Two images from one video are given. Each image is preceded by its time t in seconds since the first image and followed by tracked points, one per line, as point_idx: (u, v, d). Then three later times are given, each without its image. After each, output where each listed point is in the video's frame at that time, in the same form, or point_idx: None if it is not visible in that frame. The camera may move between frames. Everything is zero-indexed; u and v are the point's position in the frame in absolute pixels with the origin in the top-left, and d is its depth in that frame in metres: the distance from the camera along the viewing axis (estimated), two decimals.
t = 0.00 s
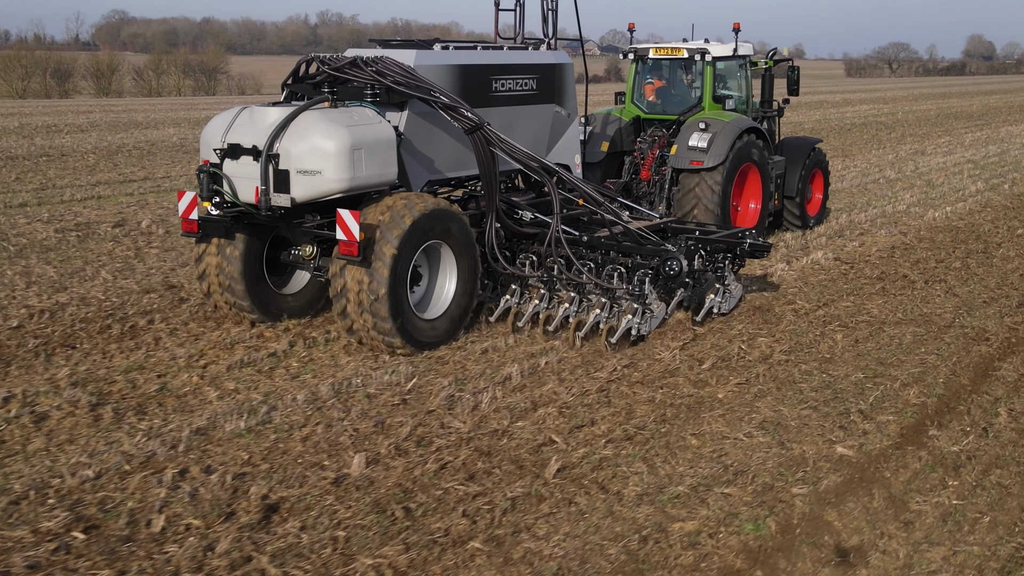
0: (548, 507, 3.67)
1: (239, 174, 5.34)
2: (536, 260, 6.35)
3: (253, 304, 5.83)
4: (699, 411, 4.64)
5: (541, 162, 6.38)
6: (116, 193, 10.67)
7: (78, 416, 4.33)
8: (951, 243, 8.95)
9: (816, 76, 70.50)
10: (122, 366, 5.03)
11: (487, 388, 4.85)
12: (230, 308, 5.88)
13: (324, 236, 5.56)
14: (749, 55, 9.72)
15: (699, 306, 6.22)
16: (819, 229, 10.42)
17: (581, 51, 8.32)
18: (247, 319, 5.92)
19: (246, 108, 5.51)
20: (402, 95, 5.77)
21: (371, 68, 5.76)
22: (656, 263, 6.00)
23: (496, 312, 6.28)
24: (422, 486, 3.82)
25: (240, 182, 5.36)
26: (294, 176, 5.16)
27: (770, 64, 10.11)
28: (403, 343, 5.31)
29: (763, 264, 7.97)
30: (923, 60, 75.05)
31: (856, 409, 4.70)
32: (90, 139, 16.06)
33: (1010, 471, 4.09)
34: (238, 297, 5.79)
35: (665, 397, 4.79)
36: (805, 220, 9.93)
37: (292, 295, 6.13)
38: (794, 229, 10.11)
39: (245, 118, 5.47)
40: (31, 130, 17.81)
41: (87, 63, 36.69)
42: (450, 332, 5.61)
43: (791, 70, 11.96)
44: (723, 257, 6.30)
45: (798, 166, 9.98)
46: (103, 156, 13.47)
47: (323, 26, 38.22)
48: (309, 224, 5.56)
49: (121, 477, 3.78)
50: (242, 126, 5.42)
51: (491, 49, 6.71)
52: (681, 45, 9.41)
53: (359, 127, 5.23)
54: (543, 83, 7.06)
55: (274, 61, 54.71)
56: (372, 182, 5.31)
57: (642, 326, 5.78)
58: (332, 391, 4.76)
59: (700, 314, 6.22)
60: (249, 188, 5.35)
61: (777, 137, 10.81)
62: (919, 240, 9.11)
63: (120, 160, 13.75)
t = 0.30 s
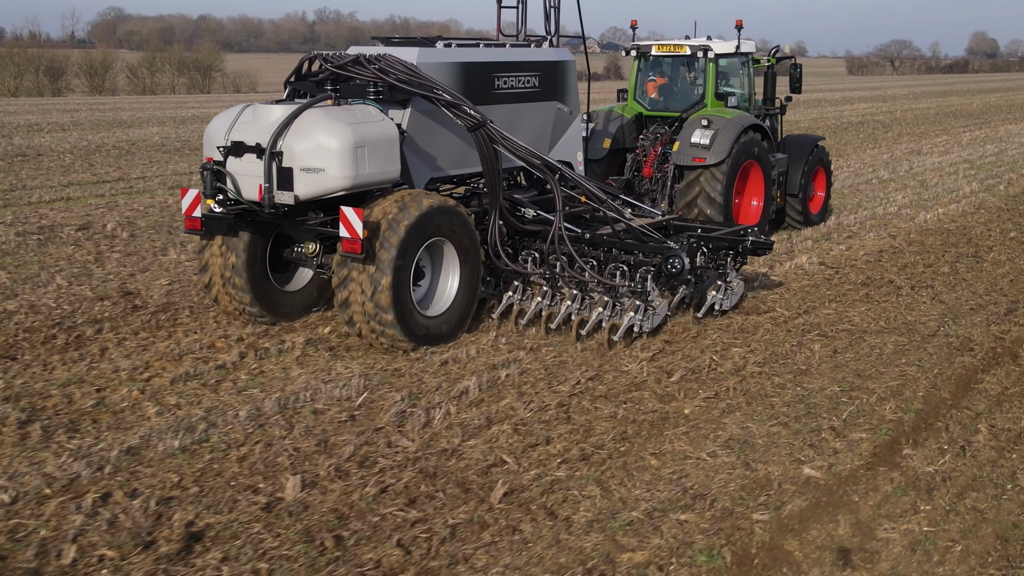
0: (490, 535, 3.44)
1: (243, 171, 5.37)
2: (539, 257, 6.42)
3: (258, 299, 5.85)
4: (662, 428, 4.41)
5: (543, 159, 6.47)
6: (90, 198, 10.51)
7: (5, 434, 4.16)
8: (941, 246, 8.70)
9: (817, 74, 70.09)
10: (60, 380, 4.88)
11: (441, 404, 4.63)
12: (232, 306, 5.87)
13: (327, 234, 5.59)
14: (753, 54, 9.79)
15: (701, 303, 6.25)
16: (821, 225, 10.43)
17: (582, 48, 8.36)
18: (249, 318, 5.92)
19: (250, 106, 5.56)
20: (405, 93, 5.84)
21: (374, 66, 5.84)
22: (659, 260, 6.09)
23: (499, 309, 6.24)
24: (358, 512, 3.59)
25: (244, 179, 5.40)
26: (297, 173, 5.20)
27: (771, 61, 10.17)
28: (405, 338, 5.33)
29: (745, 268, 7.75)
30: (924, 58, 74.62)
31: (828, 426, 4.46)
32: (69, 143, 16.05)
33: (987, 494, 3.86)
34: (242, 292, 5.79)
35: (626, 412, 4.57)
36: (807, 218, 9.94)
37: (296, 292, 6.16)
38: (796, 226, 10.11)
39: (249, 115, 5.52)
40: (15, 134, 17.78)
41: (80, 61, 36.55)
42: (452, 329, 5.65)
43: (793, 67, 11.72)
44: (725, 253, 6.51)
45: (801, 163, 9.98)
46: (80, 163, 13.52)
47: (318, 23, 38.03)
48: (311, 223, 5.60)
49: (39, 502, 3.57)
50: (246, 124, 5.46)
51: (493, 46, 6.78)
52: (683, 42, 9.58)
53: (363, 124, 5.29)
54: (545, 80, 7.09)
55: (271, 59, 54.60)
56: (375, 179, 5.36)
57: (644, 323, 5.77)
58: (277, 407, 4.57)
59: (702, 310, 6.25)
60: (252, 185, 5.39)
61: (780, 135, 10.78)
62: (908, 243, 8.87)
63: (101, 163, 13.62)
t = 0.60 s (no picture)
0: (440, 558, 3.29)
1: (248, 170, 5.47)
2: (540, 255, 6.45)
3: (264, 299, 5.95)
4: (629, 441, 4.25)
5: (546, 159, 6.49)
6: (68, 200, 10.35)
7: None
8: (929, 249, 8.54)
9: (816, 74, 69.89)
10: (12, 390, 4.72)
11: (403, 415, 4.48)
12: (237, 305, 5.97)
13: (331, 232, 5.66)
14: (753, 54, 9.86)
15: (702, 302, 6.32)
16: (820, 225, 10.48)
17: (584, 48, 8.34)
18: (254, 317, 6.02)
19: (254, 106, 5.66)
20: (408, 92, 5.87)
21: (377, 66, 5.87)
22: (659, 259, 6.15)
23: (501, 306, 6.30)
24: (305, 533, 3.44)
25: (249, 178, 5.50)
26: (302, 171, 5.30)
27: (771, 61, 10.16)
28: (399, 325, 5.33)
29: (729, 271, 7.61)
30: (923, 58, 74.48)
31: (802, 439, 4.30)
32: (59, 145, 15.85)
33: (963, 512, 3.71)
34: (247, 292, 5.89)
35: (594, 424, 4.42)
36: (807, 217, 9.99)
37: (301, 289, 6.28)
38: (796, 226, 10.17)
39: (254, 115, 5.62)
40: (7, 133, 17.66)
41: (76, 61, 36.42)
42: (447, 328, 5.64)
43: (793, 67, 11.57)
44: (726, 253, 6.48)
45: (800, 163, 10.05)
46: (64, 164, 13.37)
47: (316, 23, 37.86)
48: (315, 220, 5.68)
49: None
50: (250, 123, 5.56)
51: (495, 47, 6.82)
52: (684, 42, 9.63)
53: (366, 123, 5.38)
54: (546, 80, 7.13)
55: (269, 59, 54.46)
56: (378, 178, 5.46)
57: (645, 320, 5.86)
58: (232, 419, 4.41)
59: (702, 309, 6.32)
60: (257, 183, 5.49)
61: (779, 136, 10.74)
62: (897, 246, 8.72)
63: (86, 164, 13.47)
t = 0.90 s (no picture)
0: (413, 571, 3.22)
1: (250, 169, 5.47)
2: (541, 255, 6.44)
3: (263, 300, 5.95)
4: (612, 449, 4.18)
5: (547, 159, 6.48)
6: (57, 201, 10.27)
7: None
8: (924, 251, 8.47)
9: (815, 74, 69.81)
10: None
11: (383, 422, 4.41)
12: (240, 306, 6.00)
13: (333, 231, 5.70)
14: (754, 55, 9.81)
15: (702, 301, 6.32)
16: (820, 224, 10.45)
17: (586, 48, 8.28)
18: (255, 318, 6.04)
19: (256, 105, 5.65)
20: (410, 92, 5.88)
21: (379, 66, 5.87)
22: (660, 258, 6.13)
23: (502, 306, 6.28)
24: (277, 544, 3.37)
25: (251, 177, 5.49)
26: (304, 171, 5.31)
27: (771, 61, 10.07)
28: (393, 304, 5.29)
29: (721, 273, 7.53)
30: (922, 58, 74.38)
31: (787, 447, 4.23)
32: (53, 146, 15.79)
33: (949, 523, 3.63)
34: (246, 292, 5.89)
35: (577, 431, 4.35)
36: (806, 217, 9.96)
37: (303, 288, 6.27)
38: (795, 225, 10.14)
39: (256, 114, 5.61)
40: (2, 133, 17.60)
41: (75, 61, 36.35)
42: (440, 329, 5.61)
43: (792, 67, 11.49)
44: (725, 252, 6.44)
45: (800, 163, 10.02)
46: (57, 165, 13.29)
47: (314, 23, 37.78)
48: (317, 219, 5.68)
49: None
50: (252, 122, 5.55)
51: (496, 47, 6.81)
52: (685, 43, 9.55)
53: (368, 123, 5.39)
54: (547, 80, 7.12)
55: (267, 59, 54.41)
56: (380, 177, 5.47)
57: (645, 319, 5.88)
58: (209, 427, 4.34)
59: (703, 308, 6.30)
60: (259, 182, 5.49)
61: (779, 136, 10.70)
62: (891, 248, 8.64)
63: (78, 164, 13.39)
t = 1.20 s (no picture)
0: None
1: (253, 169, 5.48)
2: (543, 255, 6.51)
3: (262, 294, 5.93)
4: (594, 457, 4.10)
5: (548, 159, 6.47)
6: (46, 203, 10.18)
7: None
8: (917, 253, 8.40)
9: (815, 73, 69.78)
10: None
11: (362, 430, 4.33)
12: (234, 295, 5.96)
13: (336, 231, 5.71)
14: (753, 55, 9.79)
15: (702, 300, 6.34)
16: (819, 224, 10.41)
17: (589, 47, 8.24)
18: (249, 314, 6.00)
19: (259, 104, 5.65)
20: (411, 92, 5.86)
21: (381, 66, 5.86)
22: (660, 258, 6.18)
23: (504, 305, 6.35)
24: (247, 557, 3.30)
25: (253, 177, 5.50)
26: (306, 171, 5.31)
27: (771, 61, 10.00)
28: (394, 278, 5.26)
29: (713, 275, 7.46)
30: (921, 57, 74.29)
31: (773, 455, 4.15)
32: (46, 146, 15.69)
33: (936, 534, 3.56)
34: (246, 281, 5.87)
35: (559, 439, 4.27)
36: (806, 217, 9.92)
37: (306, 289, 6.27)
38: (795, 225, 10.11)
39: (258, 115, 5.61)
40: None
41: (73, 61, 36.27)
42: (433, 324, 5.57)
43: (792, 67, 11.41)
44: (725, 252, 6.50)
45: (800, 162, 9.98)
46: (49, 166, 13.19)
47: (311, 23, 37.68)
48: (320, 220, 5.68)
49: None
50: (255, 122, 5.56)
51: (497, 47, 6.78)
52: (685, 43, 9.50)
53: (370, 123, 5.39)
54: (548, 80, 7.09)
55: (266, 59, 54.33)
56: (381, 177, 5.46)
57: (645, 318, 5.91)
58: (185, 434, 4.25)
59: (703, 308, 6.34)
60: (261, 182, 5.50)
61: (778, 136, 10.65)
62: (885, 250, 8.57)
63: (69, 165, 13.29)
